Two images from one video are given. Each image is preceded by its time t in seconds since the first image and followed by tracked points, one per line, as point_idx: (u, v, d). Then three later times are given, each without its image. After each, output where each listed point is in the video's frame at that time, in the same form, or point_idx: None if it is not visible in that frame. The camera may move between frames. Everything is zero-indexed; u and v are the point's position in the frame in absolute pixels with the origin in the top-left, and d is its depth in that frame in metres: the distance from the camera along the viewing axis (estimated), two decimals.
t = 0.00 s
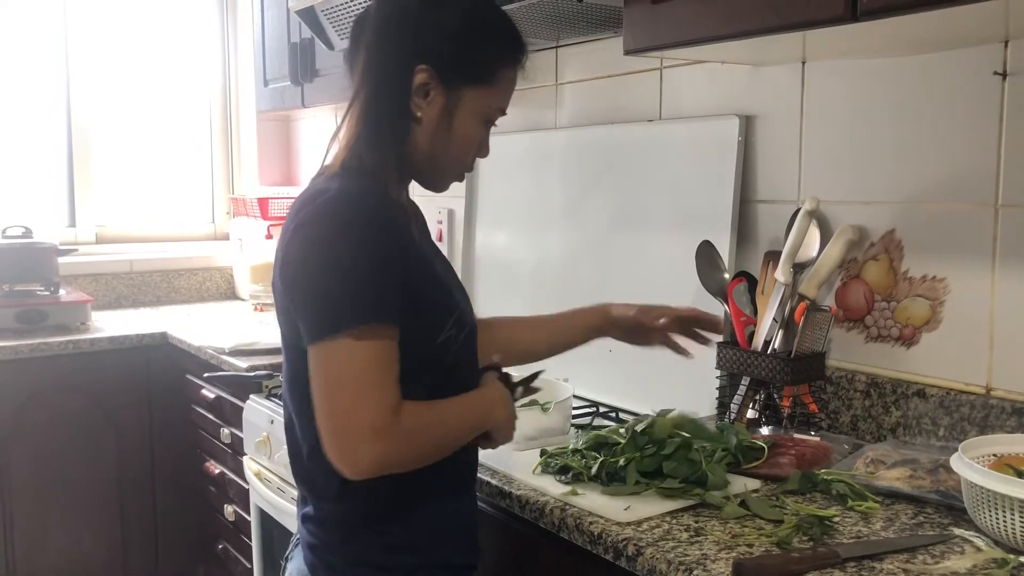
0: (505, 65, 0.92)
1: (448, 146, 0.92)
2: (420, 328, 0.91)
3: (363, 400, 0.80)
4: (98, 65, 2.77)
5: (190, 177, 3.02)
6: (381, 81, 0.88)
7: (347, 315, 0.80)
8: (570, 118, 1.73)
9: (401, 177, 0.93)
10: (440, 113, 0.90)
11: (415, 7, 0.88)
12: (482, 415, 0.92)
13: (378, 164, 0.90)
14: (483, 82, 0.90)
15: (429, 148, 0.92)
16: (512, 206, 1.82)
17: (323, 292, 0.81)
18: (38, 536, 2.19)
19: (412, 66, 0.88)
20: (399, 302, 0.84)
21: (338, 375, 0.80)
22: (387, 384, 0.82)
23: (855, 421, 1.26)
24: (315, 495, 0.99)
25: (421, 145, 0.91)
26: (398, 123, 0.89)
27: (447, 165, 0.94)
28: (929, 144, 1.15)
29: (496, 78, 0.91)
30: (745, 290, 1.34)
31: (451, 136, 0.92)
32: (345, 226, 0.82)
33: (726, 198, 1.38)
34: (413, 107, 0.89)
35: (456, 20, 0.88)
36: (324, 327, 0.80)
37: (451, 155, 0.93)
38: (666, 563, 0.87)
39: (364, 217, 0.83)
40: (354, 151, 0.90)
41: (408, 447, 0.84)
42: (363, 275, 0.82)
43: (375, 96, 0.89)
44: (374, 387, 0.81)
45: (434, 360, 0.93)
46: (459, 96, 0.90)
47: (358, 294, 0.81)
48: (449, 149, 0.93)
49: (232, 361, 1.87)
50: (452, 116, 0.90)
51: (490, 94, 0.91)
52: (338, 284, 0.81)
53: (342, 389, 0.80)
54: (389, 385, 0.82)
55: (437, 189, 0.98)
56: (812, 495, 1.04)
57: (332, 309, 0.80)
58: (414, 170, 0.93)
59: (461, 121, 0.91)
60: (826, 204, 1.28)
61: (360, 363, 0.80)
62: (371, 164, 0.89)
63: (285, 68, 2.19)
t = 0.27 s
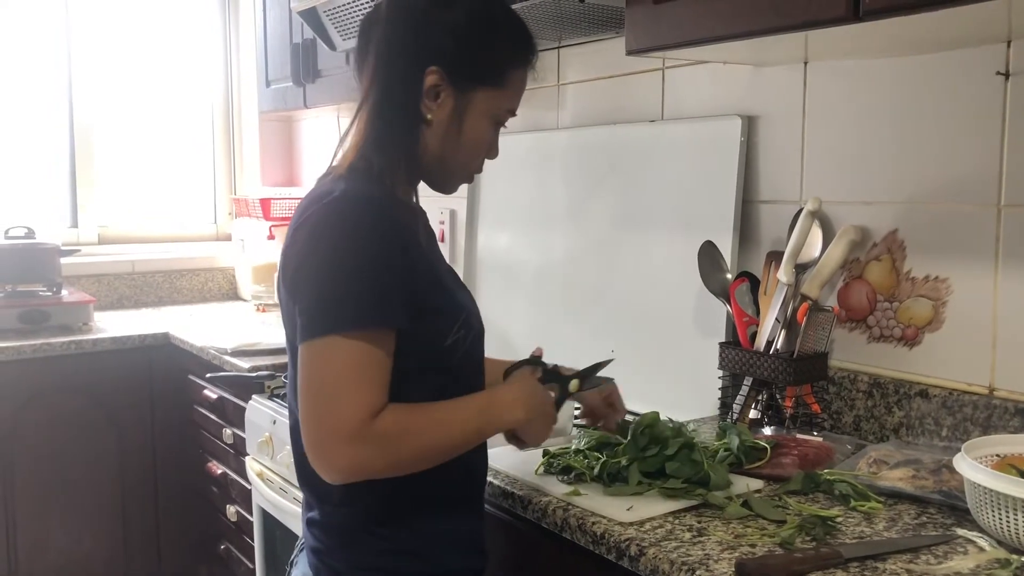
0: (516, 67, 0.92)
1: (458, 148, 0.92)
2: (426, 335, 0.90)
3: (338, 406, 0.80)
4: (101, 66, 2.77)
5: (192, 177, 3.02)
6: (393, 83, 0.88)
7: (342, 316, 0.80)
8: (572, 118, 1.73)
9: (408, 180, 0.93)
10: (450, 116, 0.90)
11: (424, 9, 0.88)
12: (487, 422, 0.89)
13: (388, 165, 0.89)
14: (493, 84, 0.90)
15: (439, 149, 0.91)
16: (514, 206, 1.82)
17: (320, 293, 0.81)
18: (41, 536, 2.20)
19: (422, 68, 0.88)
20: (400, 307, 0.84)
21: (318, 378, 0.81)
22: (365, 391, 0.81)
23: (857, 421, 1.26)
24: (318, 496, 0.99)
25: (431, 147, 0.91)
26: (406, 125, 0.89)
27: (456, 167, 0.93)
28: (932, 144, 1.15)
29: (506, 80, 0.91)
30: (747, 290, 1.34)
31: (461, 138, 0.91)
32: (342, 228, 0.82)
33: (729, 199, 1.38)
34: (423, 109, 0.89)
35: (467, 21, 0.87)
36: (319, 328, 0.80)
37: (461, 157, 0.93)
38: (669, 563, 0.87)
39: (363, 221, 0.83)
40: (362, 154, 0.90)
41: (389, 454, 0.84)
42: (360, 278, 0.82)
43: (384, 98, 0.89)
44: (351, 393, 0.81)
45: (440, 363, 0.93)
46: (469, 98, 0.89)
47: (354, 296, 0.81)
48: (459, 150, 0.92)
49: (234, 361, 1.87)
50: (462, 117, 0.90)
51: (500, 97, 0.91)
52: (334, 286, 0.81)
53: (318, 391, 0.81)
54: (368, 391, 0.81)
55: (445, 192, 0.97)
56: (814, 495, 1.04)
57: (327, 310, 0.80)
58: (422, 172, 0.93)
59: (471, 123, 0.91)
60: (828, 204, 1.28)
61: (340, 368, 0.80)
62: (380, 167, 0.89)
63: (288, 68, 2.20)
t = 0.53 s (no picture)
0: (514, 65, 0.92)
1: (459, 147, 0.93)
2: (434, 335, 0.90)
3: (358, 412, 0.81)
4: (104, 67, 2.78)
5: (195, 178, 3.02)
6: (392, 83, 0.88)
7: (353, 321, 0.80)
8: (575, 119, 1.73)
9: (410, 180, 0.93)
10: (451, 116, 0.90)
11: (423, 9, 0.88)
12: (504, 421, 0.91)
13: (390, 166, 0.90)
14: (492, 83, 0.90)
15: (439, 148, 0.92)
16: (516, 207, 1.82)
17: (332, 297, 0.81)
18: (44, 537, 2.20)
19: (422, 68, 0.88)
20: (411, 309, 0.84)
21: (337, 383, 0.81)
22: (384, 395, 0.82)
23: (860, 422, 1.26)
24: (321, 498, 0.99)
25: (432, 147, 0.91)
26: (408, 126, 0.89)
27: (456, 165, 0.94)
28: (934, 144, 1.15)
29: (505, 79, 0.92)
30: (750, 291, 1.34)
31: (462, 137, 0.92)
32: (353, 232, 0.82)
33: (731, 199, 1.38)
34: (424, 110, 0.89)
35: (465, 20, 0.87)
36: (331, 332, 0.81)
37: (460, 155, 0.93)
38: (671, 564, 0.87)
39: (374, 224, 0.83)
40: (363, 155, 0.90)
41: (409, 456, 0.84)
42: (371, 282, 0.82)
43: (384, 98, 0.89)
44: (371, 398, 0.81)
45: (446, 364, 0.93)
46: (469, 97, 0.90)
47: (366, 301, 0.81)
48: (459, 148, 0.93)
49: (237, 362, 1.88)
50: (462, 117, 0.91)
51: (499, 95, 0.92)
52: (346, 290, 0.81)
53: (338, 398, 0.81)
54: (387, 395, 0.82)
55: (443, 189, 0.98)
56: (817, 495, 1.04)
57: (340, 315, 0.80)
58: (424, 171, 0.94)
59: (472, 121, 0.91)
60: (831, 205, 1.28)
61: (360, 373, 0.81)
62: (383, 169, 0.90)
63: (290, 69, 2.20)
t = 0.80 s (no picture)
0: (508, 62, 0.93)
1: (455, 146, 0.93)
2: (438, 334, 0.91)
3: (372, 408, 0.81)
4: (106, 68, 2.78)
5: (198, 178, 3.03)
6: (389, 86, 0.88)
7: (359, 323, 0.81)
8: (578, 119, 1.73)
9: (409, 179, 0.93)
10: (447, 115, 0.90)
11: (417, 9, 0.88)
12: (507, 415, 0.91)
13: (391, 166, 0.90)
14: (487, 81, 0.91)
15: (438, 147, 0.92)
16: (519, 207, 1.82)
17: (341, 301, 0.81)
18: (49, 536, 2.20)
19: (418, 69, 0.88)
20: (419, 310, 0.84)
21: (346, 385, 0.81)
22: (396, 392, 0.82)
23: (864, 422, 1.26)
24: (326, 498, 0.99)
25: (429, 147, 0.92)
26: (406, 126, 0.89)
27: (454, 162, 0.94)
28: (939, 143, 1.15)
29: (499, 76, 0.92)
30: (753, 291, 1.33)
31: (459, 136, 0.92)
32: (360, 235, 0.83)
33: (735, 200, 1.38)
34: (420, 109, 0.89)
35: (459, 19, 0.88)
36: (341, 336, 0.81)
37: (457, 153, 0.94)
38: (675, 564, 0.87)
39: (381, 227, 0.84)
40: (362, 156, 0.90)
41: (419, 455, 0.85)
42: (380, 284, 0.82)
43: (381, 99, 0.89)
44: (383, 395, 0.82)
45: (451, 363, 0.93)
46: (465, 96, 0.90)
47: (375, 304, 0.81)
48: (457, 146, 0.93)
49: (241, 362, 1.88)
50: (459, 115, 0.91)
51: (493, 93, 0.92)
52: (355, 293, 0.81)
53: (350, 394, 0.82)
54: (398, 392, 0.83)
55: (442, 186, 0.98)
56: (821, 496, 1.04)
57: (348, 318, 0.81)
58: (423, 170, 0.94)
59: (469, 119, 0.92)
60: (834, 205, 1.28)
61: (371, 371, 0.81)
62: (381, 168, 0.89)
63: (293, 70, 2.20)
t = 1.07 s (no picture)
0: (505, 60, 0.93)
1: (455, 147, 0.94)
2: (439, 333, 0.91)
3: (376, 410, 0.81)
4: (109, 69, 2.78)
5: (201, 179, 3.03)
6: (387, 88, 0.88)
7: (363, 324, 0.81)
8: (580, 120, 1.73)
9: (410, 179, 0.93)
10: (446, 117, 0.91)
11: (415, 10, 0.88)
12: (510, 409, 0.92)
13: (391, 167, 0.90)
14: (485, 81, 0.91)
15: (438, 147, 0.92)
16: (522, 207, 1.82)
17: (343, 301, 0.81)
18: (52, 536, 2.21)
19: (417, 71, 0.88)
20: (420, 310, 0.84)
21: (351, 386, 0.82)
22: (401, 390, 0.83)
23: (866, 421, 1.25)
24: (328, 497, 0.99)
25: (429, 149, 0.92)
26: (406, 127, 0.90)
27: (454, 161, 0.95)
28: (941, 143, 1.15)
29: (496, 76, 0.92)
30: (756, 291, 1.34)
31: (458, 137, 0.93)
32: (362, 236, 0.83)
33: (737, 200, 1.38)
34: (420, 112, 0.90)
35: (457, 20, 0.88)
36: (344, 336, 0.81)
37: (456, 152, 0.94)
38: (678, 563, 0.88)
39: (382, 226, 0.84)
40: (363, 157, 0.90)
41: (426, 451, 0.85)
42: (381, 285, 0.82)
43: (381, 102, 0.89)
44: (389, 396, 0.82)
45: (452, 363, 0.94)
46: (464, 97, 0.90)
47: (377, 305, 0.81)
48: (456, 147, 0.94)
49: (244, 362, 1.88)
50: (458, 115, 0.91)
51: (491, 93, 0.92)
52: (357, 294, 0.82)
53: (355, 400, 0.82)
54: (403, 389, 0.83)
55: (441, 185, 0.99)
56: (823, 496, 1.04)
57: (352, 319, 0.81)
58: (423, 170, 0.94)
59: (468, 119, 0.92)
60: (837, 204, 1.28)
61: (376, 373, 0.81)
62: (380, 168, 0.90)
63: (296, 71, 2.21)
